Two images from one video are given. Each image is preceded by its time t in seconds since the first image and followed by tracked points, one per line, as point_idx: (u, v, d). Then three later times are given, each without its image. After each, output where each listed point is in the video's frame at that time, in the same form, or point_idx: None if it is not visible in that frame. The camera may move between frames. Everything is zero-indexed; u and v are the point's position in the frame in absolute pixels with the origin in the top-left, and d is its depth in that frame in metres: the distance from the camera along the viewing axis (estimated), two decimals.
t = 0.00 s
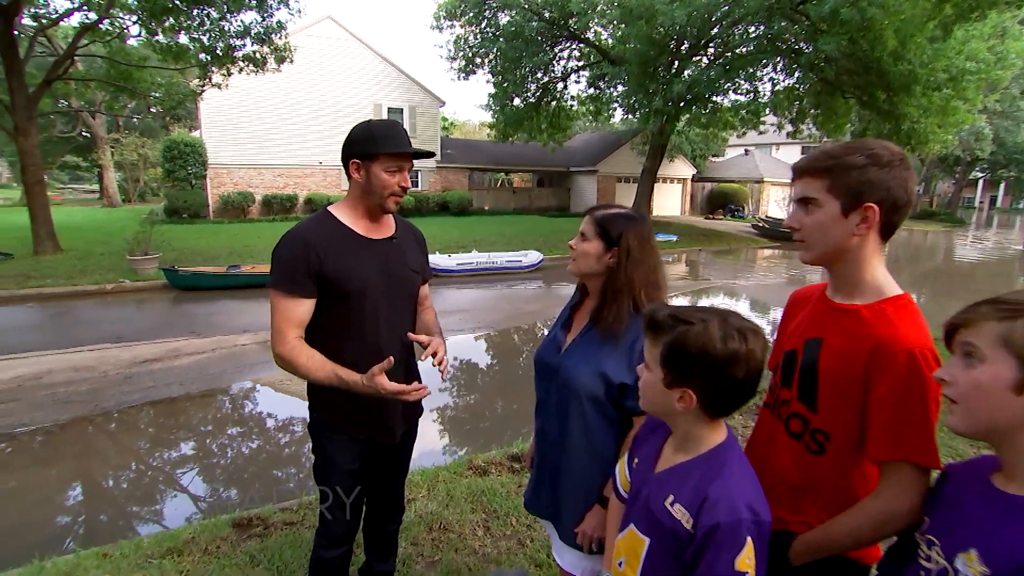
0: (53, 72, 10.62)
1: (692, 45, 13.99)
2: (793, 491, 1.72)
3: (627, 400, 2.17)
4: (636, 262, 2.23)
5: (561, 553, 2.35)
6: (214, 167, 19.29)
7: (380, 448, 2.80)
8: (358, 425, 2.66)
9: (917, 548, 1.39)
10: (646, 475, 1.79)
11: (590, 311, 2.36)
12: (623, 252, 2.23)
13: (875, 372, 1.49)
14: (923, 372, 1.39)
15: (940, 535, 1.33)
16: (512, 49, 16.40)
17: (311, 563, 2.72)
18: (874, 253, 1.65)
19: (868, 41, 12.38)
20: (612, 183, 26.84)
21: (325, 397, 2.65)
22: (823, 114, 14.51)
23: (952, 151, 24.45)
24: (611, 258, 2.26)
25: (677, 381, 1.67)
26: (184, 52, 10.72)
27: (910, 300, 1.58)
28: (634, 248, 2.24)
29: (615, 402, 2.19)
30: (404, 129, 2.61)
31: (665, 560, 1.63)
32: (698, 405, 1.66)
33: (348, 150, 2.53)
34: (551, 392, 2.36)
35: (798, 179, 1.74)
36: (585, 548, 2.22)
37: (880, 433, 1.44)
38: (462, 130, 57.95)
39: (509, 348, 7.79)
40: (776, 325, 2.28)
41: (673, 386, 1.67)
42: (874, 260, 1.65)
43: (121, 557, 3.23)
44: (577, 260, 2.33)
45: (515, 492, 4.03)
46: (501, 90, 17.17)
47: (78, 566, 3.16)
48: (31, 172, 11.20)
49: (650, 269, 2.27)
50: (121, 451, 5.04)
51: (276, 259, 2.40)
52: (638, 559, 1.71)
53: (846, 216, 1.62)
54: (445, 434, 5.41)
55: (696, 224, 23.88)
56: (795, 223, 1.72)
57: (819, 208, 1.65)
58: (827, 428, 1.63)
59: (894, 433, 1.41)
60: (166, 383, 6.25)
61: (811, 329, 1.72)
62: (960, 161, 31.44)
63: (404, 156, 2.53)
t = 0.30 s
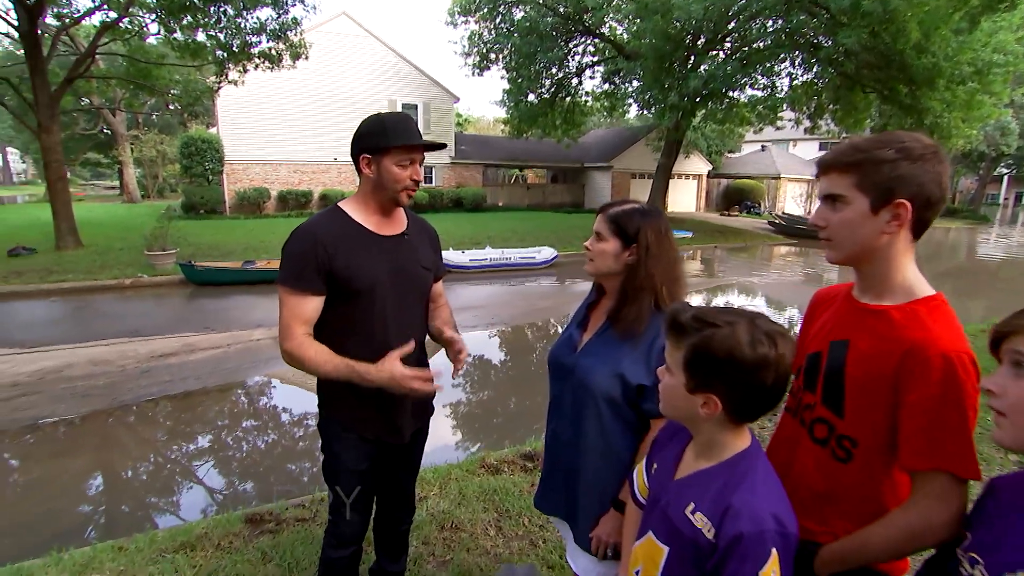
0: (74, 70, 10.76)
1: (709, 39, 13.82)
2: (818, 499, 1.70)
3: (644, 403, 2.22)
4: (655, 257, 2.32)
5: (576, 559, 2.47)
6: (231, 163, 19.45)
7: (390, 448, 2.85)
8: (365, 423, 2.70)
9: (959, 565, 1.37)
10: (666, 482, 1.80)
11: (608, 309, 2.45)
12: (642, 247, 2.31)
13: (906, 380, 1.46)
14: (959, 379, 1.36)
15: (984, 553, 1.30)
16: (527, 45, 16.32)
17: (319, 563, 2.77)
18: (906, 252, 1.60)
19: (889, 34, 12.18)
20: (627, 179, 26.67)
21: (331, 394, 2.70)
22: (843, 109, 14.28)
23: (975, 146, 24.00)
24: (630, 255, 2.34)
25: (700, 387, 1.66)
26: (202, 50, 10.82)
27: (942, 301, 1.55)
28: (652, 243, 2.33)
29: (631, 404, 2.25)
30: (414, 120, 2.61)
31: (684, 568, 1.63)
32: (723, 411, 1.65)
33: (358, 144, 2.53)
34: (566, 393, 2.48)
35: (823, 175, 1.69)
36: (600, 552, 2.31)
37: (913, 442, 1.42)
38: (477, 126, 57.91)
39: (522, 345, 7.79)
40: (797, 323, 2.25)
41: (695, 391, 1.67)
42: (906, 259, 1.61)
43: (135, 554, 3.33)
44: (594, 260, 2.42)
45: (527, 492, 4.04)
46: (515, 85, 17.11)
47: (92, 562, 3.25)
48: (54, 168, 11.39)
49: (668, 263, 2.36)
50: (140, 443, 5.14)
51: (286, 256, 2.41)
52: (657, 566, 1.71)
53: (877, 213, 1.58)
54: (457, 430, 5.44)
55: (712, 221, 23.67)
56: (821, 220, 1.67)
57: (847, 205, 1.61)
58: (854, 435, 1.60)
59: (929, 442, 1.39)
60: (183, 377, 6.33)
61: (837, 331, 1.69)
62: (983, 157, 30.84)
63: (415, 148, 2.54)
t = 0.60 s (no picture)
0: (89, 72, 10.90)
1: (720, 36, 13.72)
2: (840, 509, 1.66)
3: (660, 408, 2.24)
4: (669, 257, 2.33)
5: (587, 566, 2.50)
6: (243, 163, 19.62)
7: (400, 450, 2.87)
8: (375, 425, 2.73)
9: None
10: (682, 490, 1.81)
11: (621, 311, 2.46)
12: (655, 248, 2.32)
13: (932, 386, 1.41)
14: (991, 386, 1.31)
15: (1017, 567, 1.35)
16: (537, 43, 16.29)
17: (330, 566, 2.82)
18: (931, 253, 1.55)
19: (906, 28, 12.04)
20: (638, 177, 26.55)
21: (341, 395, 2.75)
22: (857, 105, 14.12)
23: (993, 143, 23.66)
24: (642, 256, 2.36)
25: (720, 394, 1.65)
26: (214, 50, 10.93)
27: (970, 304, 1.50)
28: (665, 243, 2.34)
29: (645, 408, 2.26)
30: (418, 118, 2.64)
31: None
32: (744, 419, 1.64)
33: (363, 144, 2.56)
34: (577, 395, 2.49)
35: (847, 174, 1.65)
36: (612, 558, 2.33)
37: (939, 452, 1.38)
38: (487, 124, 57.93)
39: (532, 344, 7.79)
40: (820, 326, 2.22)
41: (715, 398, 1.66)
42: (931, 260, 1.56)
43: (147, 552, 3.39)
44: (607, 261, 2.41)
45: (537, 494, 4.05)
46: (526, 83, 17.08)
47: (105, 561, 3.32)
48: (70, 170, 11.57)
49: (682, 263, 2.37)
50: (154, 440, 5.21)
51: (293, 258, 2.45)
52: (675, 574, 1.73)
53: (902, 212, 1.53)
54: (467, 429, 5.46)
55: (724, 219, 23.54)
56: (842, 220, 1.63)
57: (871, 204, 1.57)
58: (878, 443, 1.56)
59: (958, 452, 1.34)
60: (195, 376, 6.37)
61: (859, 336, 1.66)
62: (1003, 153, 30.38)
63: (420, 146, 2.56)
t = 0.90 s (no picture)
0: (87, 68, 10.84)
1: (735, 28, 13.43)
2: (860, 522, 1.57)
3: (675, 415, 2.10)
4: (684, 258, 2.20)
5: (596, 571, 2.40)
6: (245, 161, 19.59)
7: (405, 458, 2.75)
8: (379, 431, 2.62)
9: None
10: (699, 502, 1.70)
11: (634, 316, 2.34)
12: (669, 248, 2.19)
13: (961, 393, 1.32)
14: None
15: None
16: (545, 36, 16.06)
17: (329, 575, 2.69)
18: (959, 252, 1.46)
19: (930, 17, 11.76)
20: (649, 174, 26.24)
21: (343, 400, 2.64)
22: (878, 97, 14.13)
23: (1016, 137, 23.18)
24: (655, 258, 2.22)
25: (741, 402, 1.53)
26: (216, 46, 10.85)
27: (1000, 306, 1.40)
28: (679, 243, 2.21)
29: (659, 416, 2.12)
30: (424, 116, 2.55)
31: None
32: (766, 429, 1.53)
33: (367, 142, 2.47)
34: (590, 401, 2.37)
35: (868, 169, 1.55)
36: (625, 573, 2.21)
37: (968, 463, 1.29)
38: (494, 120, 57.60)
39: (540, 345, 7.63)
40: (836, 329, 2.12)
41: (735, 406, 1.55)
42: (958, 260, 1.47)
43: (143, 561, 3.28)
44: (619, 264, 2.29)
45: (545, 502, 3.89)
46: (534, 79, 16.85)
47: (99, 569, 3.21)
48: (68, 167, 11.51)
49: (699, 262, 2.24)
50: (154, 443, 5.11)
51: (294, 259, 2.37)
52: None
53: (929, 210, 1.43)
54: (474, 432, 5.32)
55: (738, 217, 23.22)
56: (864, 217, 1.54)
57: (896, 201, 1.47)
58: (902, 453, 1.46)
59: (988, 463, 1.26)
60: (194, 380, 6.23)
61: (880, 341, 1.57)
62: None
63: (425, 144, 2.47)
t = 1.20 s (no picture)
0: (80, 64, 10.76)
1: (750, 21, 13.13)
2: (878, 532, 1.57)
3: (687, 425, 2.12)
4: (694, 262, 2.20)
5: None
6: (243, 160, 19.51)
7: (407, 468, 2.57)
8: (380, 440, 2.44)
9: None
10: (705, 517, 1.67)
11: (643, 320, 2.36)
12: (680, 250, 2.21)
13: (973, 398, 1.33)
14: None
15: None
16: (552, 31, 15.80)
17: None
18: (972, 252, 1.46)
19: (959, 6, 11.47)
20: (660, 173, 25.90)
21: (340, 405, 2.46)
22: (901, 92, 13.75)
23: None
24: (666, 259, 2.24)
25: (750, 411, 1.49)
26: (213, 42, 10.76)
27: (1017, 307, 1.41)
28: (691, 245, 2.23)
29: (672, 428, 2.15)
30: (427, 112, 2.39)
31: None
32: (776, 439, 1.48)
33: (366, 140, 2.36)
34: (598, 411, 2.38)
35: (881, 167, 1.56)
36: None
37: (981, 469, 1.29)
38: (500, 118, 57.35)
39: (547, 349, 7.43)
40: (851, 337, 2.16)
41: (744, 415, 1.51)
42: (972, 259, 1.48)
43: None
44: (627, 267, 2.32)
45: (552, 514, 3.68)
46: (540, 74, 16.60)
47: None
48: (61, 166, 11.42)
49: (708, 267, 2.25)
50: (149, 450, 4.95)
51: (292, 263, 2.26)
52: None
53: (944, 207, 1.43)
54: (479, 440, 5.12)
55: (754, 217, 22.88)
56: (876, 215, 1.54)
57: (908, 199, 1.47)
58: (916, 460, 1.48)
59: (1001, 470, 1.25)
60: (188, 386, 6.04)
61: (893, 345, 1.58)
62: None
63: (425, 140, 2.33)
